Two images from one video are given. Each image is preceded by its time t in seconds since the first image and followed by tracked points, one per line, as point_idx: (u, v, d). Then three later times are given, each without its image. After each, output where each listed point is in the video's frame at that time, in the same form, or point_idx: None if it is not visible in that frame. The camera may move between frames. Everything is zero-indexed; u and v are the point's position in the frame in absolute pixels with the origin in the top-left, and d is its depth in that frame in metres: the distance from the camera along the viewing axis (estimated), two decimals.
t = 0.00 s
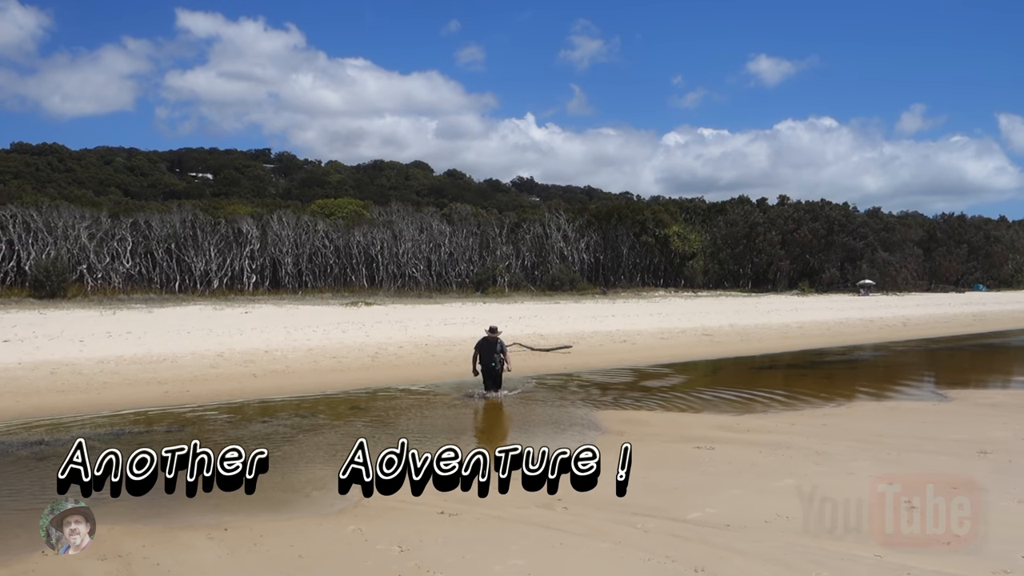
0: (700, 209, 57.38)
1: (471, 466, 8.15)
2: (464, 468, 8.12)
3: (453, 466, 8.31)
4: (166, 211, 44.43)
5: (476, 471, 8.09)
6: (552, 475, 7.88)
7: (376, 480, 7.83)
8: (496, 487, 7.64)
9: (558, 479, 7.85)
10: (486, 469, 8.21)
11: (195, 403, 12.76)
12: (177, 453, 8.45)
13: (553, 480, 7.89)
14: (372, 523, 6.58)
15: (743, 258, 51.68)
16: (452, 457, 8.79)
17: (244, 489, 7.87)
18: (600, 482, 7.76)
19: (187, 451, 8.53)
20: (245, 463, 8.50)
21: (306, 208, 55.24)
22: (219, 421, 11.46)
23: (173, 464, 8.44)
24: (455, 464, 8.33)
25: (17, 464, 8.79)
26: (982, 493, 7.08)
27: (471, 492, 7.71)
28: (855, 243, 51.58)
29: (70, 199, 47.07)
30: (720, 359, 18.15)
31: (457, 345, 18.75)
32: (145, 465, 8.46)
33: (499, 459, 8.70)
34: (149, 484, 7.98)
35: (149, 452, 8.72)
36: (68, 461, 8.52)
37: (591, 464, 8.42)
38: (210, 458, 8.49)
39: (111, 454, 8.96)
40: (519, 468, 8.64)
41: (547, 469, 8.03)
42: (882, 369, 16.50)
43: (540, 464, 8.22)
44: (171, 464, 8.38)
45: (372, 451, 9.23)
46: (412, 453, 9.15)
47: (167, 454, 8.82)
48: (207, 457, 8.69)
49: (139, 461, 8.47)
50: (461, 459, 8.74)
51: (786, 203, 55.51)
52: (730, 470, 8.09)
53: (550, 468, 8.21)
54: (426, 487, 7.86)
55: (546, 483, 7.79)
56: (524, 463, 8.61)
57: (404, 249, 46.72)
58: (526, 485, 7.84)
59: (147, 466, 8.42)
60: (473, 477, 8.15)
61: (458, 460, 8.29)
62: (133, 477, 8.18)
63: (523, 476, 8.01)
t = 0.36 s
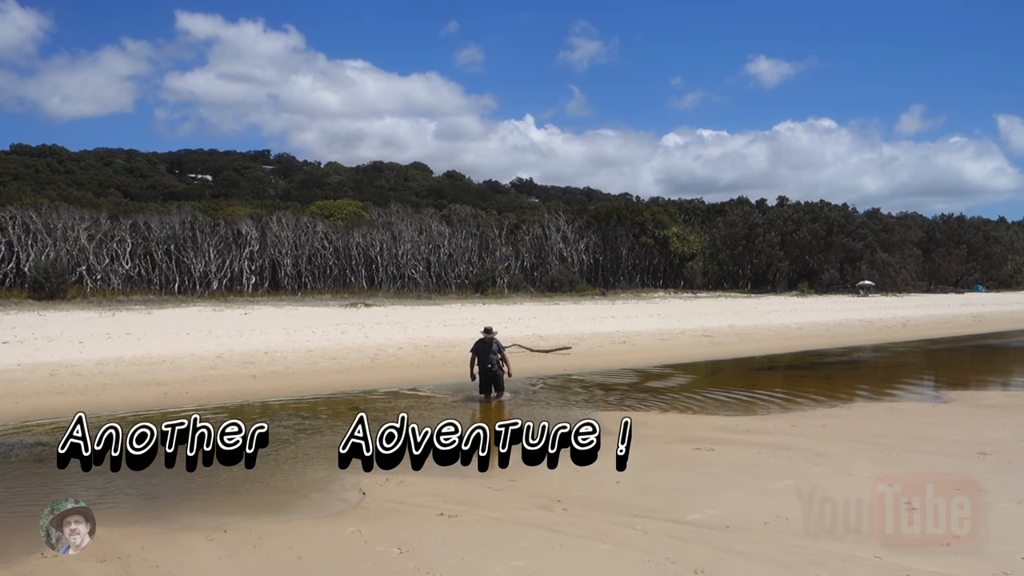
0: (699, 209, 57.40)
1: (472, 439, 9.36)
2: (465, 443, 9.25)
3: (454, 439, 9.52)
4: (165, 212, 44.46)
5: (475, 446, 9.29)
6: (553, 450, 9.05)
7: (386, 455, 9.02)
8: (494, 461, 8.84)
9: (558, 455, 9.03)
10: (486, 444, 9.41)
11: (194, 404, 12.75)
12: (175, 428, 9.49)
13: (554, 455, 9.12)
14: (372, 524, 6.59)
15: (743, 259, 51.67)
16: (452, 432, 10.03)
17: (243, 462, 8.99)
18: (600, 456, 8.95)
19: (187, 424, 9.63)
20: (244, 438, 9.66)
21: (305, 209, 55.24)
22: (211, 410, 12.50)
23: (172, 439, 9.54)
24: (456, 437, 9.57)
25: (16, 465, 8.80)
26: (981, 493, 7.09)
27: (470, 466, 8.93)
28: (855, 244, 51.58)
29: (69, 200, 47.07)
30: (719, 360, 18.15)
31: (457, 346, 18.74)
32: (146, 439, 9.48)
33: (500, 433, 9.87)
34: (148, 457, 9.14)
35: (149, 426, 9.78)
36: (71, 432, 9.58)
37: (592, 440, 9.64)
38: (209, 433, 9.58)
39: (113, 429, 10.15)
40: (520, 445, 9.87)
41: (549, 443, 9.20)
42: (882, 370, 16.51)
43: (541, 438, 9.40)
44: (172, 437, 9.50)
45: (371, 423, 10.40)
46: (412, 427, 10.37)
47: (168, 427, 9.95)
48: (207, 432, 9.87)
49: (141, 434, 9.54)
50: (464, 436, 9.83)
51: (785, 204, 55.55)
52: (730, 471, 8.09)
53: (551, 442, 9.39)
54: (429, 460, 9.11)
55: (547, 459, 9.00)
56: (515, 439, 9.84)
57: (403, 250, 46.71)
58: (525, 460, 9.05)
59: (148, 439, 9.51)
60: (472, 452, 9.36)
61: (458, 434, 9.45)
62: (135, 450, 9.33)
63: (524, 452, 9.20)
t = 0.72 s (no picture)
0: (701, 210, 57.39)
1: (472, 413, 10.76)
2: (465, 418, 10.54)
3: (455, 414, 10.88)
4: (168, 213, 44.52)
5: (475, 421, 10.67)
6: (552, 424, 10.44)
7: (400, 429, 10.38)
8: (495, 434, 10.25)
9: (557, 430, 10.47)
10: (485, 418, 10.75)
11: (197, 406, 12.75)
12: (174, 403, 10.66)
13: (553, 431, 10.51)
14: (375, 526, 6.58)
15: (745, 260, 51.59)
16: (452, 405, 11.42)
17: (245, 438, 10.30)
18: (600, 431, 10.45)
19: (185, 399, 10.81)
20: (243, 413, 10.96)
21: (306, 210, 55.27)
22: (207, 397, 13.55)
23: (171, 413, 10.79)
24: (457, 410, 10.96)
25: (18, 467, 8.81)
26: (982, 494, 7.09)
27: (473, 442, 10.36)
28: (857, 246, 51.51)
29: (71, 202, 47.16)
30: (721, 361, 18.15)
31: (459, 347, 18.75)
32: (146, 410, 10.69)
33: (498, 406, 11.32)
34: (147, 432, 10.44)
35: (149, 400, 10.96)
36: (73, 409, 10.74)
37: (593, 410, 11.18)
38: (210, 406, 10.82)
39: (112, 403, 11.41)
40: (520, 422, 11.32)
41: (549, 417, 10.55)
42: (884, 371, 16.50)
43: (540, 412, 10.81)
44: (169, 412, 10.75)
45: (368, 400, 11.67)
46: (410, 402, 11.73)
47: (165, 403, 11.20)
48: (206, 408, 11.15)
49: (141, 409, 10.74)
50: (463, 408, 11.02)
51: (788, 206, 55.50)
52: (732, 472, 8.07)
53: (547, 416, 10.73)
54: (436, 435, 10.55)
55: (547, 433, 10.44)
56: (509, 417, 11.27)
57: (406, 251, 46.75)
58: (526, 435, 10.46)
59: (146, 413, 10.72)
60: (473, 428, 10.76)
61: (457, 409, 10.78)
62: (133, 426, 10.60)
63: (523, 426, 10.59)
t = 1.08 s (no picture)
0: (704, 211, 57.27)
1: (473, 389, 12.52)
2: (468, 393, 12.34)
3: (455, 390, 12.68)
4: (171, 214, 44.56)
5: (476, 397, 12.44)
6: (552, 399, 12.29)
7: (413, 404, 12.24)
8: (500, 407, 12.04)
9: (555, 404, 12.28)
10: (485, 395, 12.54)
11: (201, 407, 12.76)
12: (173, 380, 12.52)
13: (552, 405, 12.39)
14: (378, 527, 6.59)
15: (749, 261, 51.49)
16: (451, 379, 13.26)
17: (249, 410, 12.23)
18: (597, 404, 12.32)
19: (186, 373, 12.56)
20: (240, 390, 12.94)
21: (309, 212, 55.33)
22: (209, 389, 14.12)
23: (169, 389, 12.65)
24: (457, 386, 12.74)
25: (22, 467, 8.84)
26: (984, 495, 7.09)
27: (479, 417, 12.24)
28: (861, 247, 51.37)
29: (76, 203, 47.29)
30: (724, 363, 18.14)
31: (462, 349, 18.76)
32: (149, 385, 12.52)
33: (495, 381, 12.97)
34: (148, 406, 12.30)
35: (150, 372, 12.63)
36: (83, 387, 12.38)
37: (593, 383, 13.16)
38: (206, 383, 12.70)
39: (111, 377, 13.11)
40: (519, 396, 13.13)
41: (549, 391, 12.24)
42: (888, 373, 16.47)
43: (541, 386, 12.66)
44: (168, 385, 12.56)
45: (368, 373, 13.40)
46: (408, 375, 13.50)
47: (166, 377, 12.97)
48: (204, 382, 13.01)
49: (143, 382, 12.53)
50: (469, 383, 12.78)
51: (791, 207, 55.36)
52: (735, 474, 8.06)
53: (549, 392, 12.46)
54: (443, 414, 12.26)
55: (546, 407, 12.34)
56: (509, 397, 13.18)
57: (408, 253, 46.75)
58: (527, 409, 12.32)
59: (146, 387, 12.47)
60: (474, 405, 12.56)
61: (458, 385, 12.50)
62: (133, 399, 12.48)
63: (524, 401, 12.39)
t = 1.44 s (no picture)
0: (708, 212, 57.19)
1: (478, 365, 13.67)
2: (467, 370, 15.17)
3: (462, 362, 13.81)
4: (176, 216, 44.67)
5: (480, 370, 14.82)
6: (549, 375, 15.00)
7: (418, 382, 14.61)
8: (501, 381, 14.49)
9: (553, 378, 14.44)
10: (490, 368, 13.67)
11: (206, 407, 12.80)
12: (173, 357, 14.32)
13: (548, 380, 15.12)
14: (382, 527, 6.61)
15: (753, 262, 51.44)
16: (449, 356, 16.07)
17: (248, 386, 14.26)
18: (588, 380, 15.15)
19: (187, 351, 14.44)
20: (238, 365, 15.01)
21: (314, 212, 55.44)
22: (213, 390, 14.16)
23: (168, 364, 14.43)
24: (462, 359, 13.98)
25: (29, 467, 8.89)
26: (985, 495, 7.10)
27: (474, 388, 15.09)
28: (866, 248, 51.30)
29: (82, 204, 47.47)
30: (728, 364, 18.16)
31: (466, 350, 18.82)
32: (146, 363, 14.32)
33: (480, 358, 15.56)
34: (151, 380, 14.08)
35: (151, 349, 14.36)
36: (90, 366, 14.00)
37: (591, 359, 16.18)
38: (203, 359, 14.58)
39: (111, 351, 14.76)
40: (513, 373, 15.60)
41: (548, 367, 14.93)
42: (892, 374, 16.48)
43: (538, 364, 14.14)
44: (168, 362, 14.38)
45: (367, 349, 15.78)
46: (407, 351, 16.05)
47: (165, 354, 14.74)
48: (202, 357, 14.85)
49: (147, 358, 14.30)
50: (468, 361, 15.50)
51: (796, 208, 55.30)
52: (739, 476, 8.05)
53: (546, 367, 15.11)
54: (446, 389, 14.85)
55: (547, 381, 14.71)
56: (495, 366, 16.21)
57: (412, 254, 46.79)
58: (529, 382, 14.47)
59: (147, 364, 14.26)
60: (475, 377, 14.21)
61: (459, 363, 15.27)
62: (133, 373, 14.23)
63: (526, 375, 14.53)
